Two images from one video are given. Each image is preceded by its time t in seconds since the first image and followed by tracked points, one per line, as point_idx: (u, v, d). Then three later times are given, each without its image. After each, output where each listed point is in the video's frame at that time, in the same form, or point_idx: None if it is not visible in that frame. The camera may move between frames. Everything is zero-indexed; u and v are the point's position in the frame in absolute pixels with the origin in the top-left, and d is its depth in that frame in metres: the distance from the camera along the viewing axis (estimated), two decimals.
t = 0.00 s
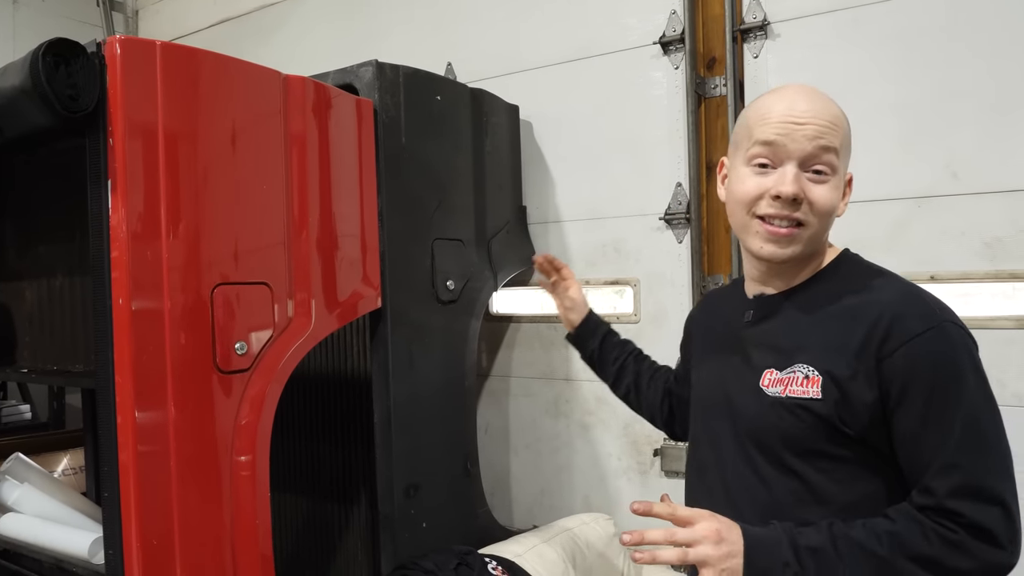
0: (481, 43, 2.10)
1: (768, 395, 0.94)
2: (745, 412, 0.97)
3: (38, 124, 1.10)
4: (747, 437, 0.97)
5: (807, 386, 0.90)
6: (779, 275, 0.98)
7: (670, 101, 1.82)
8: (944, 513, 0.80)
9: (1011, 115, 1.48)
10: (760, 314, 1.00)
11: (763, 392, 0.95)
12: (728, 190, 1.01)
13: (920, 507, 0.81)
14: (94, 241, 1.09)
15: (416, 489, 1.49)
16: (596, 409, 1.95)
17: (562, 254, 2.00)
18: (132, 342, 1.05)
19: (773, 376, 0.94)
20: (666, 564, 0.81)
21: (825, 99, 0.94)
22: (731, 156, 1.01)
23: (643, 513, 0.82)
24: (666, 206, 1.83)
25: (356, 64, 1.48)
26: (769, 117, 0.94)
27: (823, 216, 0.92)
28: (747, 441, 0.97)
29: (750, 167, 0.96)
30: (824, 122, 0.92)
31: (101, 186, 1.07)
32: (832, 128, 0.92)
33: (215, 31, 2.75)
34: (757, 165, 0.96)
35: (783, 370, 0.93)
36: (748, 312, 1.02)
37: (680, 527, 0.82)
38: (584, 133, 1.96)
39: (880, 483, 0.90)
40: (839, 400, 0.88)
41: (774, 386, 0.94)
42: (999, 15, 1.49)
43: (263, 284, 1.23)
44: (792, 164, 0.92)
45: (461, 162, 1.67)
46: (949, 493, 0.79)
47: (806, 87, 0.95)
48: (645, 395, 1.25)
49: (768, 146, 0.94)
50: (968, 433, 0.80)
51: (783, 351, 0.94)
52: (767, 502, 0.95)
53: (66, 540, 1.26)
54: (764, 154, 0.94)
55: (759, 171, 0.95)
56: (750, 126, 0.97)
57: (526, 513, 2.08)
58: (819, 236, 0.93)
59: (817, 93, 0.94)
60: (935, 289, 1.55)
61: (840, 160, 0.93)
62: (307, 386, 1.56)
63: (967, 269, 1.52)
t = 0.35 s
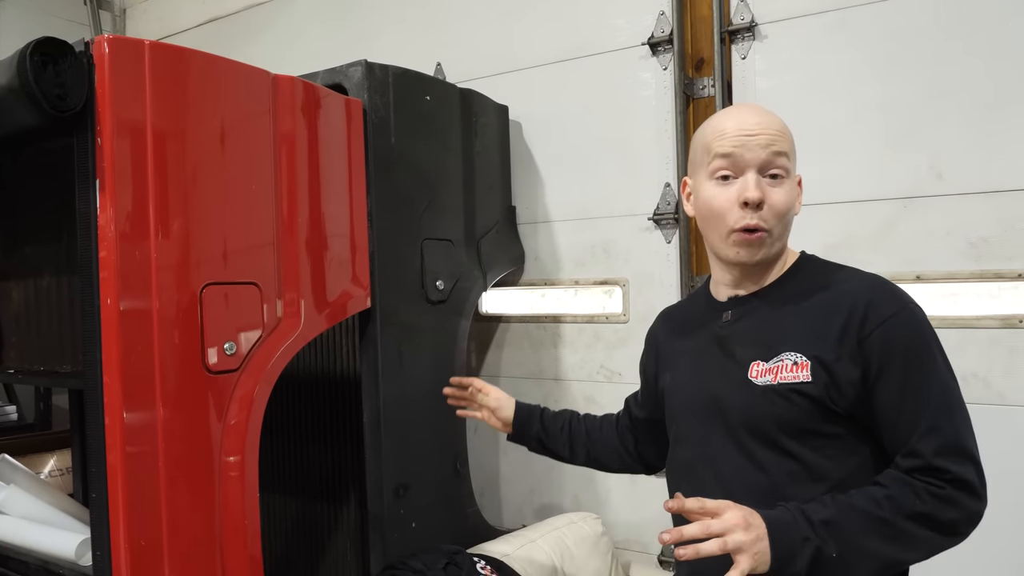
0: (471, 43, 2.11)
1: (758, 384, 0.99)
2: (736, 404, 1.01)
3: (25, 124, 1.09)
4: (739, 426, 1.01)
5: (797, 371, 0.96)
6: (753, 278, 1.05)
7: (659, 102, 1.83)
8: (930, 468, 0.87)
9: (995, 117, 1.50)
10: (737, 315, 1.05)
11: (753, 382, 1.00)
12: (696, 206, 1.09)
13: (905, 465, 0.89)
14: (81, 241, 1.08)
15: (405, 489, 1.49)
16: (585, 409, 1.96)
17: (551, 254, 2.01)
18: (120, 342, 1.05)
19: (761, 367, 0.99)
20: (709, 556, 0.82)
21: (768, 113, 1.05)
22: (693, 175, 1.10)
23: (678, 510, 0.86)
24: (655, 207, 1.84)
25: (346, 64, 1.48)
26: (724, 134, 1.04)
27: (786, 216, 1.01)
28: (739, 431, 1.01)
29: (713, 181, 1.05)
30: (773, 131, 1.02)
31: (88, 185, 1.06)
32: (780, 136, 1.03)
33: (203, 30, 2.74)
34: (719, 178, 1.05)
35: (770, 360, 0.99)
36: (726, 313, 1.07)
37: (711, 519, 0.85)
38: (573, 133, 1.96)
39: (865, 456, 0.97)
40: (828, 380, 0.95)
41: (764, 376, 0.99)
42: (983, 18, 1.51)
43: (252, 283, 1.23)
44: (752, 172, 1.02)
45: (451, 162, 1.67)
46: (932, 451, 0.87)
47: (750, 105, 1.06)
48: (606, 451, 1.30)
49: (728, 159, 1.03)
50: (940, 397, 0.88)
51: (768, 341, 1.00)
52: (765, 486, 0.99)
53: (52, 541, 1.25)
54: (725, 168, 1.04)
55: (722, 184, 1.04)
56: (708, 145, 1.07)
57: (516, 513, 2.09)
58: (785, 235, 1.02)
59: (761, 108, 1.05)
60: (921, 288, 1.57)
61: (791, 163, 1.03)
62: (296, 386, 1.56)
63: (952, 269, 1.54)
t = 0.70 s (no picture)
0: (462, 45, 2.11)
1: (753, 376, 1.01)
2: (732, 397, 1.02)
3: (16, 125, 1.09)
4: (735, 419, 1.02)
5: (791, 360, 0.98)
6: (730, 271, 1.08)
7: (649, 104, 1.84)
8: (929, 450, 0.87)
9: (982, 121, 1.52)
10: (727, 313, 1.08)
11: (747, 375, 1.02)
12: (670, 215, 1.14)
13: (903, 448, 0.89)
14: (72, 242, 1.08)
15: (397, 491, 1.50)
16: (576, 411, 1.97)
17: (542, 255, 2.02)
18: (111, 343, 1.04)
19: (756, 359, 1.01)
20: None
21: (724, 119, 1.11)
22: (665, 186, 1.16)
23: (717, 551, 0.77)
24: (646, 209, 1.86)
25: (337, 66, 1.48)
26: (683, 143, 1.11)
27: (750, 208, 1.05)
28: (735, 424, 1.02)
29: (678, 188, 1.11)
30: (726, 133, 1.08)
31: (80, 187, 1.06)
32: (734, 136, 1.08)
33: (193, 32, 2.73)
34: (683, 184, 1.10)
35: (764, 352, 1.01)
36: (717, 312, 1.09)
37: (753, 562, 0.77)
38: (564, 135, 1.97)
39: (858, 446, 0.98)
40: (821, 368, 0.97)
41: (758, 368, 1.01)
42: (970, 22, 1.53)
43: (243, 285, 1.23)
44: (711, 172, 1.07)
45: (442, 164, 1.68)
46: (925, 430, 0.88)
47: (704, 115, 1.13)
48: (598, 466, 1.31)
49: (688, 165, 1.09)
50: (931, 380, 0.90)
51: (762, 335, 1.02)
52: (762, 475, 0.99)
53: (42, 545, 1.24)
54: (687, 173, 1.09)
55: (687, 188, 1.10)
56: (671, 157, 1.13)
57: (507, 514, 2.09)
58: (753, 227, 1.05)
59: (715, 116, 1.11)
60: (909, 290, 1.59)
61: (750, 160, 1.08)
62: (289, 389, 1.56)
63: (940, 271, 1.56)
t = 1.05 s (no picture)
0: (454, 46, 2.11)
1: (738, 380, 1.04)
2: (721, 397, 1.07)
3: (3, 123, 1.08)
4: (723, 418, 1.07)
5: (771, 369, 1.01)
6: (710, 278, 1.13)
7: (641, 106, 1.85)
8: (920, 501, 0.89)
9: (970, 124, 1.54)
10: (725, 313, 1.11)
11: (734, 378, 1.05)
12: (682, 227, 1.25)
13: (891, 489, 0.91)
14: (61, 242, 1.07)
15: (388, 492, 1.49)
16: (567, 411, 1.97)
17: (534, 256, 2.02)
18: (101, 344, 1.04)
19: (743, 363, 1.05)
20: None
21: (659, 146, 1.15)
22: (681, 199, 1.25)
23: None
24: (637, 210, 1.86)
25: (329, 66, 1.47)
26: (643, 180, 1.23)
27: (663, 238, 1.14)
28: (723, 424, 1.07)
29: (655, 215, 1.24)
30: (645, 170, 1.16)
31: (69, 186, 1.05)
32: (648, 172, 1.15)
33: (184, 31, 2.71)
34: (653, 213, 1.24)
35: (751, 357, 1.04)
36: (718, 310, 1.13)
37: None
38: (556, 137, 1.98)
39: (841, 455, 0.99)
40: (800, 380, 0.99)
41: (743, 372, 1.04)
42: (958, 26, 1.55)
43: (234, 285, 1.22)
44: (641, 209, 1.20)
45: (434, 165, 1.68)
46: (908, 468, 0.90)
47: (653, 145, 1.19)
48: (548, 394, 1.39)
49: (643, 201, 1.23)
50: (911, 405, 0.91)
51: (751, 339, 1.05)
52: (740, 478, 1.04)
53: (29, 547, 1.23)
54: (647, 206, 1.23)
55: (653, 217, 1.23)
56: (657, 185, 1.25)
57: (498, 516, 2.09)
58: (675, 252, 1.14)
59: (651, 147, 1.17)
60: (898, 292, 1.61)
61: (658, 190, 1.13)
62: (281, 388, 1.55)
63: (929, 273, 1.57)
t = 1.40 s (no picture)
0: (447, 48, 2.11)
1: (755, 400, 1.07)
2: (743, 414, 1.10)
3: None
4: (744, 434, 1.10)
5: (782, 393, 1.03)
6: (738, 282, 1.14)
7: (633, 110, 1.85)
8: (930, 528, 0.91)
9: (958, 130, 1.56)
10: (750, 328, 1.13)
11: (753, 397, 1.08)
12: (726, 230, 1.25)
13: (900, 517, 0.93)
14: (50, 242, 1.06)
15: (379, 494, 1.49)
16: (558, 414, 1.97)
17: (526, 259, 2.02)
18: (90, 346, 1.03)
19: (759, 382, 1.07)
20: None
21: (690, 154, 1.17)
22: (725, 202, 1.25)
23: None
24: (629, 213, 1.87)
25: (321, 68, 1.47)
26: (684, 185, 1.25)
27: (691, 245, 1.16)
28: (744, 438, 1.11)
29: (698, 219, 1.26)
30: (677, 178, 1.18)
31: (58, 186, 1.05)
32: (679, 180, 1.17)
33: (174, 31, 2.70)
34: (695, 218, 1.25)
35: (767, 377, 1.06)
36: (745, 323, 1.14)
37: None
38: (548, 140, 1.98)
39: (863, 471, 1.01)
40: (811, 404, 1.01)
41: (759, 392, 1.07)
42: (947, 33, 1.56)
43: (224, 287, 1.22)
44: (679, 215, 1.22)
45: (426, 167, 1.68)
46: (916, 499, 0.91)
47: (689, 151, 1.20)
48: (609, 316, 1.47)
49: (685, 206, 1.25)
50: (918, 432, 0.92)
51: (768, 359, 1.07)
52: (765, 491, 1.09)
53: (16, 550, 1.21)
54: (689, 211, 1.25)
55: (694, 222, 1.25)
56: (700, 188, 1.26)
57: (488, 519, 2.09)
58: (702, 259, 1.16)
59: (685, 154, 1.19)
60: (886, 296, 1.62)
61: (687, 199, 1.15)
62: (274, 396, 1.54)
63: (918, 278, 1.60)
